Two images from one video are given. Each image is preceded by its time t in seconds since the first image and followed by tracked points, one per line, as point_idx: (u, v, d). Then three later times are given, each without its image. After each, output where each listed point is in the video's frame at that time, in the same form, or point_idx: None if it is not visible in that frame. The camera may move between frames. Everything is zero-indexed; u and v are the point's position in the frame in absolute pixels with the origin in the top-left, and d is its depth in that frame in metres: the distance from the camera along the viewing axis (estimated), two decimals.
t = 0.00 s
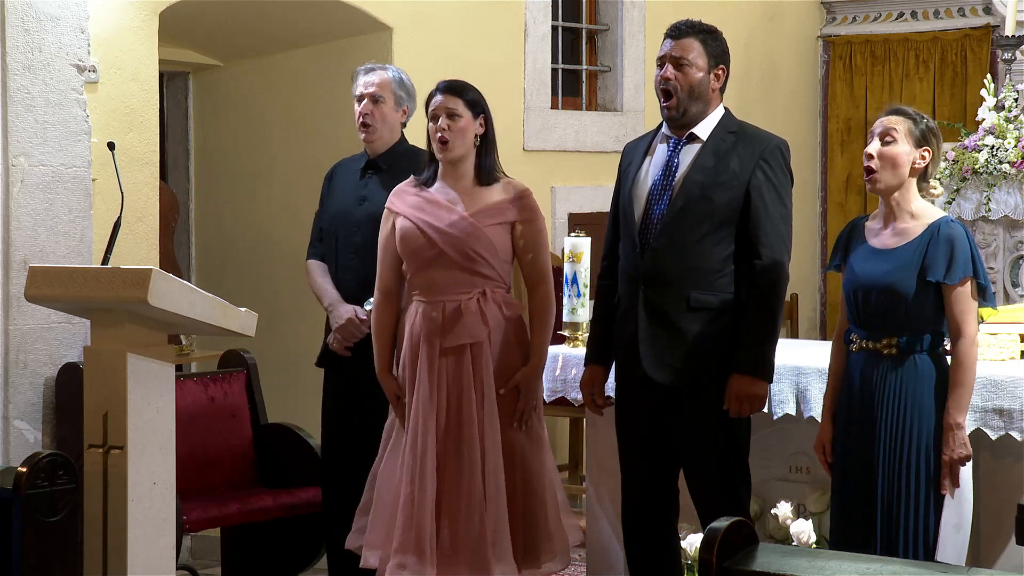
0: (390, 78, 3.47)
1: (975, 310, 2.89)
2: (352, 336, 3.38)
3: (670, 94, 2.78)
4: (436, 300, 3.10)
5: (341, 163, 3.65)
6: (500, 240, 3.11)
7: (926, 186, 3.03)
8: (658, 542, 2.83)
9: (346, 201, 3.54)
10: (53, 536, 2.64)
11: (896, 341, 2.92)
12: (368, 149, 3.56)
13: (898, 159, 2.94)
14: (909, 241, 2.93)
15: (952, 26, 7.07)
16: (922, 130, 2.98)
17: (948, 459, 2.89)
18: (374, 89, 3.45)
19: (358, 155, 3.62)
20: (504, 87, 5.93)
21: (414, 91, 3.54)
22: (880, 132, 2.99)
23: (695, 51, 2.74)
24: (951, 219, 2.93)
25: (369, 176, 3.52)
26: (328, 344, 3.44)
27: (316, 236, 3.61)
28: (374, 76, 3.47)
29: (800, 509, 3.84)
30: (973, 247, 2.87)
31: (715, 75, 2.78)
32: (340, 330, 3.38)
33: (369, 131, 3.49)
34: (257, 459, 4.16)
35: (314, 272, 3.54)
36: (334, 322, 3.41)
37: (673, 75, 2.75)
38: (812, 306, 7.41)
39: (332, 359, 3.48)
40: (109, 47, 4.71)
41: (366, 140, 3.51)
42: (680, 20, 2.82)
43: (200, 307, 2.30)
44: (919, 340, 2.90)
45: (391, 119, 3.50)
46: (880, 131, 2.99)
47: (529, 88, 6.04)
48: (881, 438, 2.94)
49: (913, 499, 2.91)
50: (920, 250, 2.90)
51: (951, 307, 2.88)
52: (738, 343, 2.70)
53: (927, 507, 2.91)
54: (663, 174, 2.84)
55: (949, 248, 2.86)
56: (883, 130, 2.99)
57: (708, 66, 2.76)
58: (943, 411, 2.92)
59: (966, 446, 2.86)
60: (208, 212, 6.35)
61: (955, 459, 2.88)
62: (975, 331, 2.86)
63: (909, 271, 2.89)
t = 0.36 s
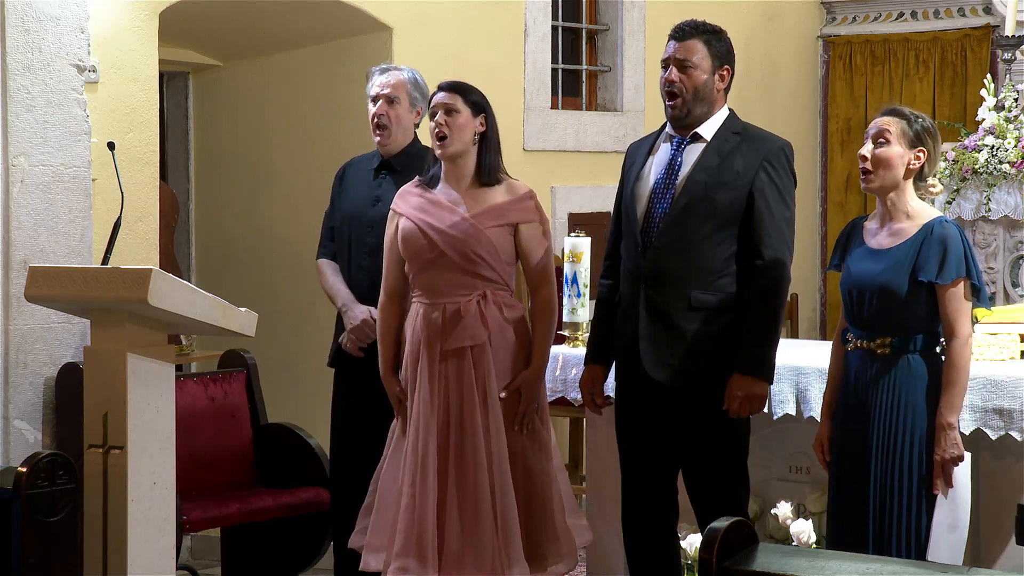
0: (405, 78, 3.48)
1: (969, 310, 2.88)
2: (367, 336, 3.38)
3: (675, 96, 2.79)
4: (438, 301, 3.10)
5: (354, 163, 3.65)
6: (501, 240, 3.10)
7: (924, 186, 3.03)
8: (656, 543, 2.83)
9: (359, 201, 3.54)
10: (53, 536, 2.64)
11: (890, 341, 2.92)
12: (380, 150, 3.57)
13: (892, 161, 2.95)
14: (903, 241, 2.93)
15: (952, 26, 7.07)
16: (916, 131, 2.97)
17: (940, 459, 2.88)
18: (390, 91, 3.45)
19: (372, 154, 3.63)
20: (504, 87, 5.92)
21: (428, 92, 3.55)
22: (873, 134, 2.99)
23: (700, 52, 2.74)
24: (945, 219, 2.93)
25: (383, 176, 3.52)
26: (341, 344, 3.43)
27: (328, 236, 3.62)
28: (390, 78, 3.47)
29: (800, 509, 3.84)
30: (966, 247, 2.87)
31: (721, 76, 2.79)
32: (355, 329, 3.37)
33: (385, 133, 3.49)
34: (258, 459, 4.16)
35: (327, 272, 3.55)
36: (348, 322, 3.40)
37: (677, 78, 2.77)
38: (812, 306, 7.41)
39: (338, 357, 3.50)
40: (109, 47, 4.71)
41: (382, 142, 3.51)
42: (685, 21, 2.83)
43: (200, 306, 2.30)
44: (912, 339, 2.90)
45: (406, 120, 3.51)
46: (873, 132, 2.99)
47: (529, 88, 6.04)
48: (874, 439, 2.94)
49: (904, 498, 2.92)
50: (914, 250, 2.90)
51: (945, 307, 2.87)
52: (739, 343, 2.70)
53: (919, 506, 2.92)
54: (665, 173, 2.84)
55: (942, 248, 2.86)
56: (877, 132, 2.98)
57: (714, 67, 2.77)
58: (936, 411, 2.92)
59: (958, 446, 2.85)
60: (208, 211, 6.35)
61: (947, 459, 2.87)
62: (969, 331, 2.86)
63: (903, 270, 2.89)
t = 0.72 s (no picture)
0: (413, 80, 3.45)
1: (963, 308, 2.88)
2: (371, 335, 3.38)
3: (678, 99, 2.78)
4: (437, 301, 3.10)
5: (364, 163, 3.65)
6: (501, 240, 3.09)
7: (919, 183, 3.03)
8: (657, 541, 2.83)
9: (368, 201, 3.54)
10: (53, 536, 2.64)
11: (884, 339, 2.91)
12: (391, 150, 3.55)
13: (885, 162, 2.94)
14: (898, 241, 2.93)
15: (952, 26, 7.07)
16: (909, 131, 2.96)
17: (934, 458, 2.88)
18: (399, 93, 3.43)
19: (382, 154, 3.62)
20: (504, 87, 5.92)
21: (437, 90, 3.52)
22: (866, 135, 2.99)
23: (701, 55, 2.73)
24: (940, 219, 2.93)
25: (393, 177, 3.52)
26: (347, 343, 3.43)
27: (337, 237, 3.63)
28: (398, 79, 3.44)
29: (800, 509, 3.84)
30: (962, 247, 2.87)
31: (723, 75, 2.79)
32: (360, 328, 3.37)
33: (395, 135, 3.48)
34: (258, 459, 4.16)
35: (333, 271, 3.55)
36: (355, 320, 3.40)
37: (679, 82, 2.76)
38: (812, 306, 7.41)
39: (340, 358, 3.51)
40: (109, 47, 4.71)
41: (391, 144, 3.50)
42: (685, 21, 2.82)
43: (200, 307, 2.30)
44: (906, 338, 2.90)
45: (416, 121, 3.49)
46: (867, 133, 2.98)
47: (529, 88, 6.04)
48: (869, 438, 2.94)
49: (898, 498, 2.92)
50: (908, 249, 2.90)
51: (940, 307, 2.88)
52: (744, 344, 2.70)
53: (913, 506, 2.91)
54: (669, 173, 2.84)
55: (936, 248, 2.86)
56: (870, 133, 2.98)
57: (715, 67, 2.76)
58: (930, 411, 2.92)
59: (952, 446, 2.85)
60: (208, 211, 6.35)
61: (941, 459, 2.86)
62: (963, 331, 2.86)
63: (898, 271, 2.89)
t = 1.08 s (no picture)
0: (418, 82, 3.45)
1: (958, 307, 2.88)
2: (375, 335, 3.39)
3: (682, 103, 2.78)
4: (435, 301, 3.11)
5: (371, 162, 3.64)
6: (498, 240, 3.10)
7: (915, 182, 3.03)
8: (660, 540, 2.83)
9: (374, 201, 3.54)
10: (53, 536, 2.64)
11: (879, 339, 2.92)
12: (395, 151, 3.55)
13: (882, 163, 2.94)
14: (893, 241, 2.93)
15: (952, 26, 7.06)
16: (904, 131, 2.97)
17: (929, 458, 2.88)
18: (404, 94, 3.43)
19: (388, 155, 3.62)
20: (504, 87, 5.92)
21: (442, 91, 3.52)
22: (862, 137, 2.98)
23: (701, 58, 2.72)
24: (936, 218, 2.92)
25: (399, 177, 3.51)
26: (351, 342, 3.44)
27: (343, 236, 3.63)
28: (404, 80, 3.44)
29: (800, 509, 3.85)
30: (958, 248, 2.87)
31: (725, 74, 2.77)
32: (364, 327, 3.39)
33: (399, 135, 3.48)
34: (257, 460, 4.16)
35: (337, 271, 3.56)
36: (359, 320, 3.42)
37: (682, 86, 2.76)
38: (812, 306, 7.41)
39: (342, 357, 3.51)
40: (109, 47, 4.71)
41: (396, 144, 3.50)
42: (684, 21, 2.80)
43: (200, 307, 2.30)
44: (901, 338, 2.90)
45: (421, 123, 3.49)
46: (863, 134, 2.98)
47: (529, 88, 6.04)
48: (865, 439, 2.94)
49: (892, 497, 2.91)
50: (903, 249, 2.90)
51: (934, 306, 2.88)
52: (750, 345, 2.69)
53: (907, 506, 2.91)
54: (675, 174, 2.84)
55: (931, 248, 2.86)
56: (865, 134, 2.97)
57: (716, 67, 2.75)
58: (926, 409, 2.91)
59: (947, 445, 2.85)
60: (208, 211, 6.35)
61: (936, 458, 2.86)
62: (958, 330, 2.86)
63: (893, 270, 2.89)
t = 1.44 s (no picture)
0: (413, 83, 3.43)
1: (956, 307, 2.90)
2: (371, 338, 3.39)
3: (684, 103, 2.78)
4: (431, 300, 3.14)
5: (368, 163, 3.64)
6: (494, 240, 3.10)
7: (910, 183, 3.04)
8: (663, 540, 2.83)
9: (371, 202, 3.54)
10: (52, 536, 2.64)
11: (876, 338, 2.92)
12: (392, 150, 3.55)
13: (880, 164, 2.94)
14: (891, 241, 2.92)
15: (952, 26, 7.06)
16: (901, 131, 2.96)
17: (929, 457, 2.89)
18: (399, 96, 3.42)
19: (385, 155, 3.61)
20: (504, 87, 5.92)
21: (438, 90, 3.51)
22: (860, 137, 2.98)
23: (703, 58, 2.72)
24: (934, 219, 2.93)
25: (395, 177, 3.51)
26: (347, 343, 3.44)
27: (340, 237, 3.63)
28: (398, 81, 3.43)
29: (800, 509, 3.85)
30: (956, 249, 2.88)
31: (727, 74, 2.77)
32: (360, 329, 3.39)
33: (395, 136, 3.48)
34: (257, 460, 4.16)
35: (335, 272, 3.55)
36: (356, 321, 3.42)
37: (683, 86, 2.76)
38: (812, 306, 7.42)
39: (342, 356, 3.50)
40: (109, 47, 4.71)
41: (392, 144, 3.50)
42: (684, 21, 2.79)
43: (200, 307, 2.29)
44: (901, 338, 2.91)
45: (417, 122, 3.48)
46: (861, 134, 2.98)
47: (529, 88, 6.04)
48: (864, 439, 2.93)
49: (892, 497, 2.91)
50: (902, 249, 2.90)
51: (932, 305, 2.89)
52: (755, 346, 2.69)
53: (907, 506, 2.91)
54: (678, 175, 2.83)
55: (931, 248, 2.87)
56: (864, 134, 2.97)
57: (719, 67, 2.75)
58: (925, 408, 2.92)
59: (946, 444, 2.86)
60: (208, 211, 6.35)
61: (935, 457, 2.87)
62: (956, 331, 2.88)
63: (891, 270, 2.89)
